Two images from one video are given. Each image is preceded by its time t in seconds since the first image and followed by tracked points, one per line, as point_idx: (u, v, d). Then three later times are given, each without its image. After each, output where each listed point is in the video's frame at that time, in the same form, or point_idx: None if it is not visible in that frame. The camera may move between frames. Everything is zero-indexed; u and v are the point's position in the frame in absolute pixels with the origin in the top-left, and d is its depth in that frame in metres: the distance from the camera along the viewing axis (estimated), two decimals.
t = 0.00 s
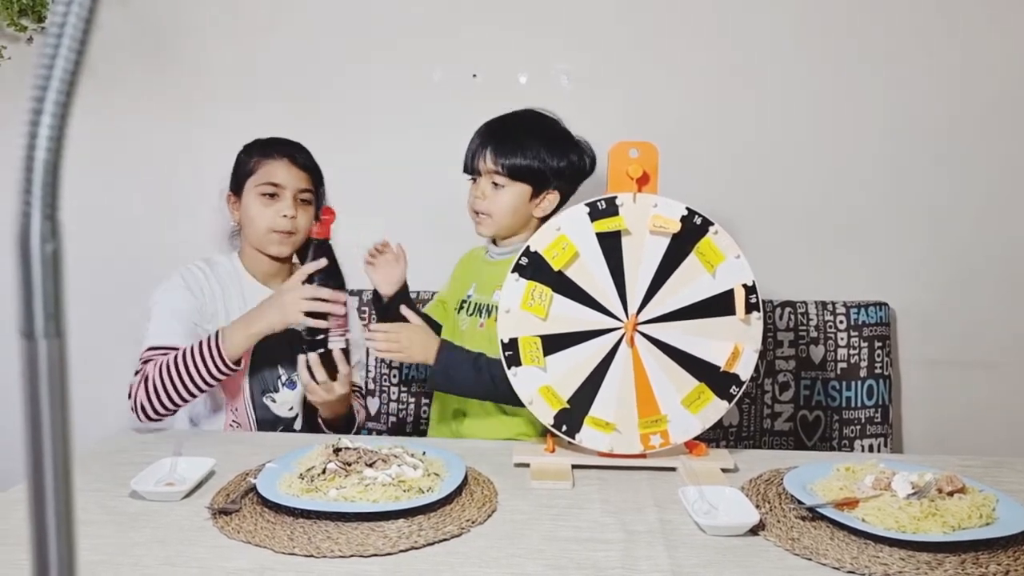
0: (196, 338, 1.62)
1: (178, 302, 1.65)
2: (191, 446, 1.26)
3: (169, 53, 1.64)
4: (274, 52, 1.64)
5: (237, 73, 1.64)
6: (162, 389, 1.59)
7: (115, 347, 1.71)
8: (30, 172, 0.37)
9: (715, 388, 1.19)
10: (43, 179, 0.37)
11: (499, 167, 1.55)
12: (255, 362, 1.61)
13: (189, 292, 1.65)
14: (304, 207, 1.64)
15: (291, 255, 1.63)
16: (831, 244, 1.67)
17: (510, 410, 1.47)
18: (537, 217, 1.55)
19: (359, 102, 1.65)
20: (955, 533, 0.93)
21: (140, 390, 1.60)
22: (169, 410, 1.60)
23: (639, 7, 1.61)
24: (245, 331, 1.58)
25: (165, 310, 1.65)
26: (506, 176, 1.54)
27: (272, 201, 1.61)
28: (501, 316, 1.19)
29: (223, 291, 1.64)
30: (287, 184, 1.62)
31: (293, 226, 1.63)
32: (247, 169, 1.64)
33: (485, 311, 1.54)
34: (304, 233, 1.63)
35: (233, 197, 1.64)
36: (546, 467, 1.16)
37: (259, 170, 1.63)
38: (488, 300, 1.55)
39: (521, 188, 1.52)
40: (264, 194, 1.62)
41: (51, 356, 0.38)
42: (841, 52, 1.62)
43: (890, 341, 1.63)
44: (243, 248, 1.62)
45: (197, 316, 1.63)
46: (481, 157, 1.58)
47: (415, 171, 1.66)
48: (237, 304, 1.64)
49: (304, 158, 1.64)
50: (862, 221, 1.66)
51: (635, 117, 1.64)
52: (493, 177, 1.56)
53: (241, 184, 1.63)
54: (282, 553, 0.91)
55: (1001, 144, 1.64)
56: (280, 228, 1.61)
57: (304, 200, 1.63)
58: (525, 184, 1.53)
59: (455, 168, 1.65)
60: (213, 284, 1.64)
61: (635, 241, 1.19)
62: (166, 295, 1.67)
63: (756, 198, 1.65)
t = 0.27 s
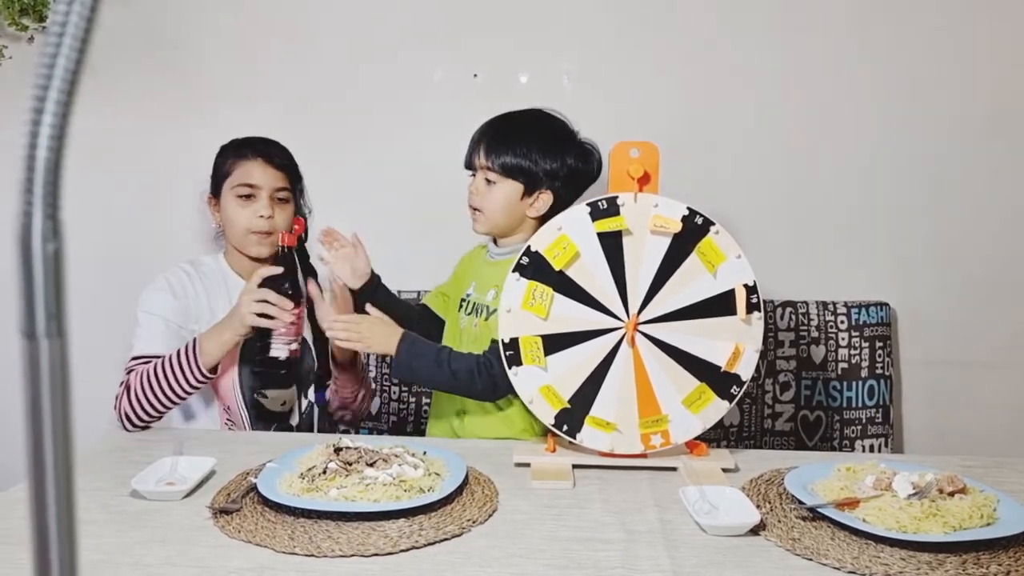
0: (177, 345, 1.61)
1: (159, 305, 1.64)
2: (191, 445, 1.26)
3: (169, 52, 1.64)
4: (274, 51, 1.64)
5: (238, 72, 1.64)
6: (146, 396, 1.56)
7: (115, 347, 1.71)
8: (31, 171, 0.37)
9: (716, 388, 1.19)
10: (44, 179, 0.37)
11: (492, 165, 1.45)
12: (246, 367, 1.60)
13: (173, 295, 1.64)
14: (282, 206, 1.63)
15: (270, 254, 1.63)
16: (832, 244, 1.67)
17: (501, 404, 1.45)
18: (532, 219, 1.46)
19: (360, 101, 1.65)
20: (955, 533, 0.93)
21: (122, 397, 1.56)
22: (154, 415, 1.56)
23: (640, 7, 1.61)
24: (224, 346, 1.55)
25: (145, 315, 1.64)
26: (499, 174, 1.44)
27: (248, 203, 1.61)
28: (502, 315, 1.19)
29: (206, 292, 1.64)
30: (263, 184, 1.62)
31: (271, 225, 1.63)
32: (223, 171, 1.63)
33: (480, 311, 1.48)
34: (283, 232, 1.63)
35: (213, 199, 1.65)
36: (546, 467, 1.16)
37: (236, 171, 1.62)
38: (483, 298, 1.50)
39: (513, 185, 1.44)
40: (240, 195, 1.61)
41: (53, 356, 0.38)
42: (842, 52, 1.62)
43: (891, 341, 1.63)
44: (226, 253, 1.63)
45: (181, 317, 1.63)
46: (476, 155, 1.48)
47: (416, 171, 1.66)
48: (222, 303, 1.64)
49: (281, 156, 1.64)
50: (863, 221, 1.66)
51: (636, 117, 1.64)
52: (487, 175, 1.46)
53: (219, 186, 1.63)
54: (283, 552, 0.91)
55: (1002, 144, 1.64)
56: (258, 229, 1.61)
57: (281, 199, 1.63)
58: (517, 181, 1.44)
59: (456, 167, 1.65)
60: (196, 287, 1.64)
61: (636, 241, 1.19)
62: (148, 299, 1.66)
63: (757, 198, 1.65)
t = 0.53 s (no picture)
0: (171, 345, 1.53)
1: (147, 305, 1.57)
2: (191, 445, 1.26)
3: (169, 52, 1.64)
4: (274, 51, 1.64)
5: (237, 72, 1.64)
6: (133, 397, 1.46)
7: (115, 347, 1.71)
8: (30, 171, 0.37)
9: (716, 388, 1.19)
10: (42, 179, 0.37)
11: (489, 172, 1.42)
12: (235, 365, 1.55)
13: (161, 296, 1.58)
14: (270, 206, 1.60)
15: (260, 256, 1.59)
16: (832, 244, 1.67)
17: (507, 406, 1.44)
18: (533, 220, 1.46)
19: (360, 101, 1.65)
20: (955, 534, 0.93)
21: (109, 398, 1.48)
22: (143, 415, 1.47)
23: (640, 6, 1.61)
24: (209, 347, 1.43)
25: (132, 316, 1.56)
26: (497, 181, 1.41)
27: (237, 202, 1.57)
28: (501, 315, 1.19)
29: (196, 293, 1.59)
30: (252, 184, 1.58)
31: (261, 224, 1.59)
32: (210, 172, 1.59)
33: (478, 311, 1.47)
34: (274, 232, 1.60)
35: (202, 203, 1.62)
36: (546, 468, 1.16)
37: (222, 172, 1.59)
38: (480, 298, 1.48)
39: (513, 193, 1.41)
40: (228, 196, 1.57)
41: (51, 355, 0.38)
42: (842, 52, 1.62)
43: (891, 342, 1.63)
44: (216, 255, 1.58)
45: (169, 318, 1.56)
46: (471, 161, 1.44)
47: (415, 171, 1.66)
48: (212, 303, 1.59)
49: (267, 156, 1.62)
50: (863, 221, 1.66)
51: (636, 117, 1.64)
52: (484, 183, 1.43)
53: (206, 186, 1.59)
54: (283, 552, 0.91)
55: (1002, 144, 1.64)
56: (247, 229, 1.57)
57: (269, 198, 1.60)
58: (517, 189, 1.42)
59: (455, 167, 1.65)
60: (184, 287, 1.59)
61: (636, 241, 1.19)
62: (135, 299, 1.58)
63: (757, 198, 1.65)
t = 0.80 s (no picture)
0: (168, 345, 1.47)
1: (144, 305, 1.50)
2: (191, 444, 1.26)
3: (170, 51, 1.64)
4: (275, 51, 1.64)
5: (238, 72, 1.64)
6: (133, 396, 1.40)
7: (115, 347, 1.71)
8: (32, 171, 0.36)
9: (716, 389, 1.19)
10: (44, 179, 0.37)
11: (502, 187, 1.40)
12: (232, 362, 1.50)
13: (158, 295, 1.51)
14: (265, 208, 1.55)
15: (255, 258, 1.55)
16: (832, 245, 1.67)
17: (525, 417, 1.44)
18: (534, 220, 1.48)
19: (360, 101, 1.65)
20: (956, 534, 0.93)
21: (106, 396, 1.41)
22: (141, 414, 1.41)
23: (641, 7, 1.61)
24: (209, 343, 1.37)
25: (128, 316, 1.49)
26: (511, 195, 1.41)
27: (232, 206, 1.51)
28: (502, 315, 1.19)
29: (195, 292, 1.54)
30: (247, 187, 1.52)
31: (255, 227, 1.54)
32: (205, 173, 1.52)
33: (482, 312, 1.46)
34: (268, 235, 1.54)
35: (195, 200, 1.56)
36: (547, 468, 1.16)
37: (216, 174, 1.51)
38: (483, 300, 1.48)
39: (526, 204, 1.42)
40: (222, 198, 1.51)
41: (54, 355, 0.37)
42: (843, 52, 1.62)
43: (891, 342, 1.63)
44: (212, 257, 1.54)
45: (168, 319, 1.50)
46: (482, 176, 1.41)
47: (416, 171, 1.66)
48: (212, 304, 1.55)
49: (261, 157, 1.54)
50: (864, 222, 1.66)
51: (637, 118, 1.64)
52: (496, 198, 1.41)
53: (200, 187, 1.52)
54: (283, 552, 0.91)
55: (1001, 145, 1.64)
56: (243, 233, 1.52)
57: (265, 201, 1.54)
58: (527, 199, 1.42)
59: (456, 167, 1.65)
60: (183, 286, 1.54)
61: (637, 242, 1.19)
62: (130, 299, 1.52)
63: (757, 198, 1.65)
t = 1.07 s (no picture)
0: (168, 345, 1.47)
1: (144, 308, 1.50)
2: (191, 444, 1.26)
3: (170, 52, 1.64)
4: (275, 51, 1.64)
5: (238, 72, 1.65)
6: (130, 395, 1.40)
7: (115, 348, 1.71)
8: (31, 172, 0.36)
9: (715, 390, 1.19)
10: (44, 180, 0.37)
11: (482, 183, 1.39)
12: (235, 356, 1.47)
13: (157, 297, 1.52)
14: (265, 209, 1.53)
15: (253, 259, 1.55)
16: (833, 245, 1.67)
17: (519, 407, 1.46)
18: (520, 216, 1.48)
19: (360, 101, 1.65)
20: (955, 535, 0.93)
21: (105, 396, 1.42)
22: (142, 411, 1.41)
23: (641, 7, 1.61)
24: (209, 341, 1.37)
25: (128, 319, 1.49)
26: (492, 191, 1.40)
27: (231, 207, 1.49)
28: (502, 315, 1.19)
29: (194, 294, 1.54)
30: (247, 188, 1.50)
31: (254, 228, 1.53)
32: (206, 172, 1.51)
33: (486, 310, 1.47)
34: (267, 236, 1.53)
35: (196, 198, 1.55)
36: (546, 468, 1.16)
37: (217, 174, 1.49)
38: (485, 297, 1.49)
39: (508, 198, 1.42)
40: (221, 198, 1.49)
41: (53, 355, 0.37)
42: (842, 52, 1.62)
43: (891, 343, 1.63)
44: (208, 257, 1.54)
45: (167, 320, 1.50)
46: (460, 173, 1.40)
47: (416, 172, 1.66)
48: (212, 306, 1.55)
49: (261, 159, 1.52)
50: (863, 222, 1.66)
51: (637, 118, 1.64)
52: (476, 194, 1.41)
53: (199, 187, 1.51)
54: (283, 552, 0.91)
55: (1001, 145, 1.64)
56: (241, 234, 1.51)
57: (264, 202, 1.52)
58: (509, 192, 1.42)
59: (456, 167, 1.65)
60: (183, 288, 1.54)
61: (637, 242, 1.19)
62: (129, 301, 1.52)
63: (757, 199, 1.65)
